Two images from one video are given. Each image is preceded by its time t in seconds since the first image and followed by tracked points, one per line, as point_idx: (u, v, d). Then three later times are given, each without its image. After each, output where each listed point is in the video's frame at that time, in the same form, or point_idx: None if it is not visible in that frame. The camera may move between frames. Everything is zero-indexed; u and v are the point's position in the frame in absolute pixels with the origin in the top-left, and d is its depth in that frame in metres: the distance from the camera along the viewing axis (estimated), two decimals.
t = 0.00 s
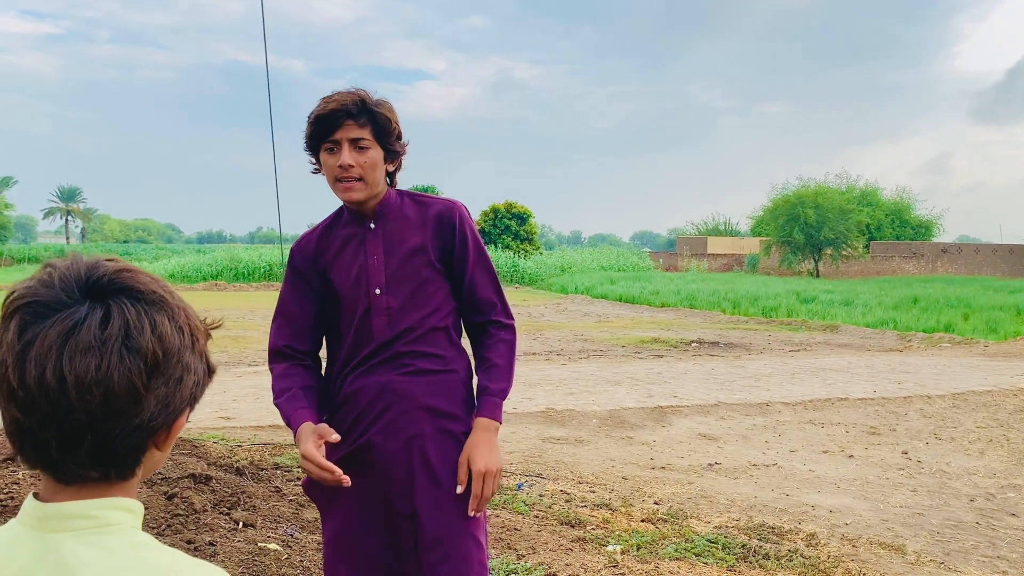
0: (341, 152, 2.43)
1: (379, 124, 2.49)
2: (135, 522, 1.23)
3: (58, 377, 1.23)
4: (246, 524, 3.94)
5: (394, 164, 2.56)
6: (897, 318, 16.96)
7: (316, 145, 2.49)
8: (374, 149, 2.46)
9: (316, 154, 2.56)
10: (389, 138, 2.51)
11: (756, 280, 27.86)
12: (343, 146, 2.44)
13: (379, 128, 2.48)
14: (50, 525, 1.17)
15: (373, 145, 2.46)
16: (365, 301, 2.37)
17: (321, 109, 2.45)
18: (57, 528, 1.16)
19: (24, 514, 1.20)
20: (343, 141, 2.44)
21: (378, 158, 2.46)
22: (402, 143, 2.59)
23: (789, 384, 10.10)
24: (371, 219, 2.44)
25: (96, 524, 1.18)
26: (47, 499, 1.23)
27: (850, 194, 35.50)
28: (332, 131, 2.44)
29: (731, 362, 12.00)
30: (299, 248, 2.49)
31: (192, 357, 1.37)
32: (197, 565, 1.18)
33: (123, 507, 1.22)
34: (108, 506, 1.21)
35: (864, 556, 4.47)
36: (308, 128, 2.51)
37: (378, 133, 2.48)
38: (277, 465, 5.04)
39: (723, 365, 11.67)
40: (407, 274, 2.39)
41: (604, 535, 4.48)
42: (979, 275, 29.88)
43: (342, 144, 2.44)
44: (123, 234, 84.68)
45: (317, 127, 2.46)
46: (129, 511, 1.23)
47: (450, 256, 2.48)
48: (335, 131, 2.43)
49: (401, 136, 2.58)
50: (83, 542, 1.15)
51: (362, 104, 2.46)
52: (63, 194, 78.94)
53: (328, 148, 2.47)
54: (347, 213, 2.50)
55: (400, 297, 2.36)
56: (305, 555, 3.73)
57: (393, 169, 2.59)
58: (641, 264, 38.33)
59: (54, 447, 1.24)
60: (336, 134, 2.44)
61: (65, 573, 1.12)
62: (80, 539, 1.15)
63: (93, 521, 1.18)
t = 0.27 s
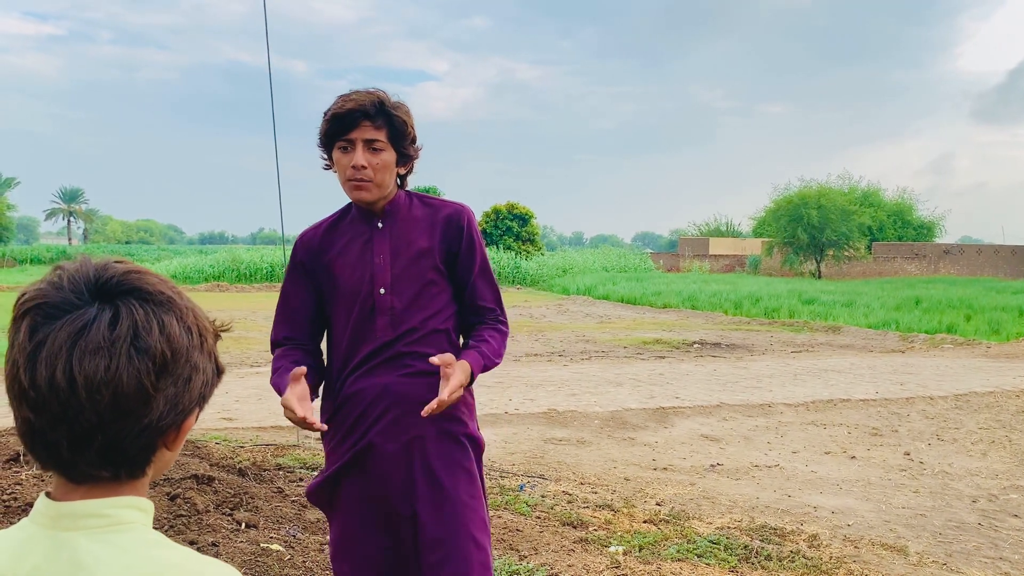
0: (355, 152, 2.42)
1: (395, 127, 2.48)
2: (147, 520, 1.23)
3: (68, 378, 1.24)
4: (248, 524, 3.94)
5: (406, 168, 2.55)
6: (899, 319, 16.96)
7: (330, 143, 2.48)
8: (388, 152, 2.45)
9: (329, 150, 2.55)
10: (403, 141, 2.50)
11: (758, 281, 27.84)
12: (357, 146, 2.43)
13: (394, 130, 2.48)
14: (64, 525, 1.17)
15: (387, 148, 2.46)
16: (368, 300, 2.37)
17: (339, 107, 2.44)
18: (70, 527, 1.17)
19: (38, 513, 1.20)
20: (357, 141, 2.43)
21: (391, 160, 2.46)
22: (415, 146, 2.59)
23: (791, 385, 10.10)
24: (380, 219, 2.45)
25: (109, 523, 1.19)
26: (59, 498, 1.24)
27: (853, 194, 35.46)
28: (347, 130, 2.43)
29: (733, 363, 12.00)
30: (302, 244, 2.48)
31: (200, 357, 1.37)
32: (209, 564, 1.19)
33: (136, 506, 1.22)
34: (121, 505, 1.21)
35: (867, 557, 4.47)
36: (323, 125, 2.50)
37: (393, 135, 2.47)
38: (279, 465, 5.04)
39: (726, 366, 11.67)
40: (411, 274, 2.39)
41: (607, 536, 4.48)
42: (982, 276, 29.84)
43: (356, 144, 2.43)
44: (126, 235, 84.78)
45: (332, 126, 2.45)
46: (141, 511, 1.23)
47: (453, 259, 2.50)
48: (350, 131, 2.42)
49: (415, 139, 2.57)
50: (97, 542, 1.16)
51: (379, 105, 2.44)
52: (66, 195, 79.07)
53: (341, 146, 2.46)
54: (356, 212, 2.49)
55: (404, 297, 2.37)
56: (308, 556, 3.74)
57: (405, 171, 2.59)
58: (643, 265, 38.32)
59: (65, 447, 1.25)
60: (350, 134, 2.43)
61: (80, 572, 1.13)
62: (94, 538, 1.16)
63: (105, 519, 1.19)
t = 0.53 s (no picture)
0: (369, 156, 2.43)
1: (409, 132, 2.50)
2: (151, 521, 1.24)
3: (68, 380, 1.25)
4: (248, 527, 3.95)
5: (414, 172, 2.58)
6: (899, 321, 16.96)
7: (342, 144, 2.47)
8: (402, 157, 2.47)
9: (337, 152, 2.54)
10: (416, 147, 2.52)
11: (758, 282, 27.85)
12: (372, 150, 2.44)
13: (408, 136, 2.50)
14: (70, 526, 1.18)
15: (401, 153, 2.48)
16: (371, 304, 2.38)
17: (355, 110, 2.44)
18: (76, 528, 1.18)
19: (44, 513, 1.21)
20: (372, 145, 2.44)
21: (403, 165, 2.48)
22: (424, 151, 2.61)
23: (791, 387, 10.11)
24: (385, 222, 2.45)
25: (115, 524, 1.19)
26: (64, 499, 1.25)
27: (853, 196, 35.48)
28: (363, 134, 2.43)
29: (733, 365, 12.00)
30: (307, 246, 2.49)
31: (199, 356, 1.38)
32: (213, 563, 1.20)
33: (141, 507, 1.23)
34: (126, 506, 1.22)
35: (867, 559, 4.48)
36: (336, 126, 2.48)
37: (407, 140, 2.49)
38: (279, 468, 5.05)
39: (725, 368, 11.68)
40: (416, 278, 2.41)
41: (607, 538, 4.48)
42: (982, 277, 29.85)
43: (371, 149, 2.44)
44: (125, 238, 84.85)
45: (347, 128, 2.44)
46: (145, 512, 1.24)
47: (457, 264, 2.51)
48: (366, 134, 2.42)
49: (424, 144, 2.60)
50: (103, 542, 1.17)
51: (396, 111, 2.46)
52: (65, 197, 79.08)
53: (354, 150, 2.45)
54: (361, 215, 2.50)
55: (408, 300, 2.38)
56: (308, 558, 3.75)
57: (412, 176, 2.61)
58: (643, 267, 38.34)
59: (68, 449, 1.26)
60: (366, 138, 2.43)
61: (87, 573, 1.14)
62: (101, 538, 1.17)
63: (111, 520, 1.20)
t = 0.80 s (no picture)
0: (394, 166, 2.42)
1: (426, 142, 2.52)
2: (148, 523, 1.24)
3: (62, 384, 1.25)
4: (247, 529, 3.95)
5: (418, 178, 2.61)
6: (896, 322, 16.98)
7: (366, 149, 2.42)
8: (419, 166, 2.50)
9: (348, 151, 2.47)
10: (428, 156, 2.56)
11: (756, 284, 27.84)
12: (398, 160, 2.43)
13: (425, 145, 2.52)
14: (67, 528, 1.19)
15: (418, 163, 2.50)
16: (374, 306, 2.38)
17: (384, 119, 2.40)
18: (73, 531, 1.18)
19: (41, 516, 1.21)
20: (399, 155, 2.42)
21: (418, 175, 2.50)
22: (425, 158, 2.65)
23: (789, 389, 10.12)
24: (390, 226, 2.45)
25: (112, 525, 1.20)
26: (62, 502, 1.26)
27: (851, 198, 35.52)
28: (395, 144, 2.41)
29: (731, 367, 12.01)
30: (308, 247, 2.47)
31: (193, 358, 1.38)
32: (210, 563, 1.20)
33: (137, 508, 1.23)
34: (122, 508, 1.22)
35: (864, 560, 4.49)
36: (362, 128, 2.42)
37: (424, 150, 2.52)
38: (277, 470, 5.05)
39: (724, 370, 11.69)
40: (419, 283, 2.41)
41: (605, 540, 4.49)
42: (979, 278, 29.89)
43: (397, 158, 2.42)
44: (123, 240, 84.73)
45: (377, 135, 2.40)
46: (142, 513, 1.24)
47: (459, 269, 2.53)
48: (394, 144, 2.40)
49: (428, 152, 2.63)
50: (101, 544, 1.17)
51: (424, 123, 2.47)
52: (63, 199, 78.96)
53: (379, 156, 2.42)
54: (368, 217, 2.48)
55: (411, 304, 2.38)
56: (307, 560, 3.75)
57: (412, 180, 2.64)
58: (641, 269, 38.36)
59: (64, 452, 1.26)
60: (395, 148, 2.41)
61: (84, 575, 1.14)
62: (99, 540, 1.18)
63: (109, 522, 1.20)
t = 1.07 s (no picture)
0: (414, 174, 2.43)
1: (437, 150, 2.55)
2: (145, 525, 1.24)
3: (56, 385, 1.25)
4: (244, 532, 3.95)
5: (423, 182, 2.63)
6: (892, 323, 17.01)
7: (385, 153, 2.41)
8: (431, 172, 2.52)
9: (363, 154, 2.46)
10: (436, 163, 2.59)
11: (753, 286, 27.87)
12: (416, 166, 2.44)
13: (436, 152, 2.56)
14: (64, 530, 1.19)
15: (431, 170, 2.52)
16: (373, 308, 2.38)
17: (408, 127, 2.40)
18: (70, 533, 1.18)
19: (37, 518, 1.21)
20: (418, 161, 2.44)
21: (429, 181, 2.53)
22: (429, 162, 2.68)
23: (786, 390, 10.13)
24: (393, 229, 2.47)
25: (108, 527, 1.20)
26: (60, 504, 1.26)
27: (847, 199, 35.58)
28: (416, 151, 2.41)
29: (728, 369, 12.03)
30: (306, 245, 2.45)
31: (186, 360, 1.38)
32: (205, 565, 1.20)
33: (134, 510, 1.23)
34: (118, 509, 1.22)
35: (861, 561, 4.49)
36: (383, 133, 2.41)
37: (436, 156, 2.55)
38: (275, 473, 5.05)
39: (721, 371, 11.71)
40: (418, 286, 2.43)
41: (602, 542, 4.49)
42: (976, 279, 29.96)
43: (416, 164, 2.43)
44: (119, 242, 84.62)
45: (399, 142, 2.40)
46: (139, 515, 1.24)
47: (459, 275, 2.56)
48: (416, 153, 2.41)
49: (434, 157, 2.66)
50: (97, 546, 1.17)
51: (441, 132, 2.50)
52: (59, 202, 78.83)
53: (398, 161, 2.42)
54: (376, 218, 2.47)
55: (411, 306, 2.40)
56: (304, 563, 3.75)
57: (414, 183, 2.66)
58: (638, 271, 38.40)
59: (58, 454, 1.26)
60: (415, 155, 2.42)
61: None
62: (94, 542, 1.17)
63: (104, 524, 1.20)
